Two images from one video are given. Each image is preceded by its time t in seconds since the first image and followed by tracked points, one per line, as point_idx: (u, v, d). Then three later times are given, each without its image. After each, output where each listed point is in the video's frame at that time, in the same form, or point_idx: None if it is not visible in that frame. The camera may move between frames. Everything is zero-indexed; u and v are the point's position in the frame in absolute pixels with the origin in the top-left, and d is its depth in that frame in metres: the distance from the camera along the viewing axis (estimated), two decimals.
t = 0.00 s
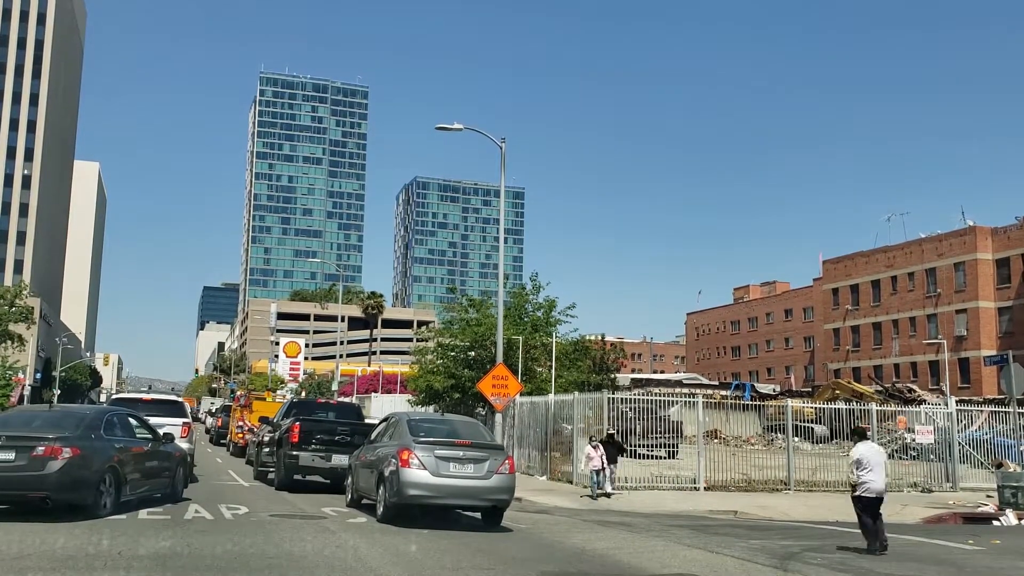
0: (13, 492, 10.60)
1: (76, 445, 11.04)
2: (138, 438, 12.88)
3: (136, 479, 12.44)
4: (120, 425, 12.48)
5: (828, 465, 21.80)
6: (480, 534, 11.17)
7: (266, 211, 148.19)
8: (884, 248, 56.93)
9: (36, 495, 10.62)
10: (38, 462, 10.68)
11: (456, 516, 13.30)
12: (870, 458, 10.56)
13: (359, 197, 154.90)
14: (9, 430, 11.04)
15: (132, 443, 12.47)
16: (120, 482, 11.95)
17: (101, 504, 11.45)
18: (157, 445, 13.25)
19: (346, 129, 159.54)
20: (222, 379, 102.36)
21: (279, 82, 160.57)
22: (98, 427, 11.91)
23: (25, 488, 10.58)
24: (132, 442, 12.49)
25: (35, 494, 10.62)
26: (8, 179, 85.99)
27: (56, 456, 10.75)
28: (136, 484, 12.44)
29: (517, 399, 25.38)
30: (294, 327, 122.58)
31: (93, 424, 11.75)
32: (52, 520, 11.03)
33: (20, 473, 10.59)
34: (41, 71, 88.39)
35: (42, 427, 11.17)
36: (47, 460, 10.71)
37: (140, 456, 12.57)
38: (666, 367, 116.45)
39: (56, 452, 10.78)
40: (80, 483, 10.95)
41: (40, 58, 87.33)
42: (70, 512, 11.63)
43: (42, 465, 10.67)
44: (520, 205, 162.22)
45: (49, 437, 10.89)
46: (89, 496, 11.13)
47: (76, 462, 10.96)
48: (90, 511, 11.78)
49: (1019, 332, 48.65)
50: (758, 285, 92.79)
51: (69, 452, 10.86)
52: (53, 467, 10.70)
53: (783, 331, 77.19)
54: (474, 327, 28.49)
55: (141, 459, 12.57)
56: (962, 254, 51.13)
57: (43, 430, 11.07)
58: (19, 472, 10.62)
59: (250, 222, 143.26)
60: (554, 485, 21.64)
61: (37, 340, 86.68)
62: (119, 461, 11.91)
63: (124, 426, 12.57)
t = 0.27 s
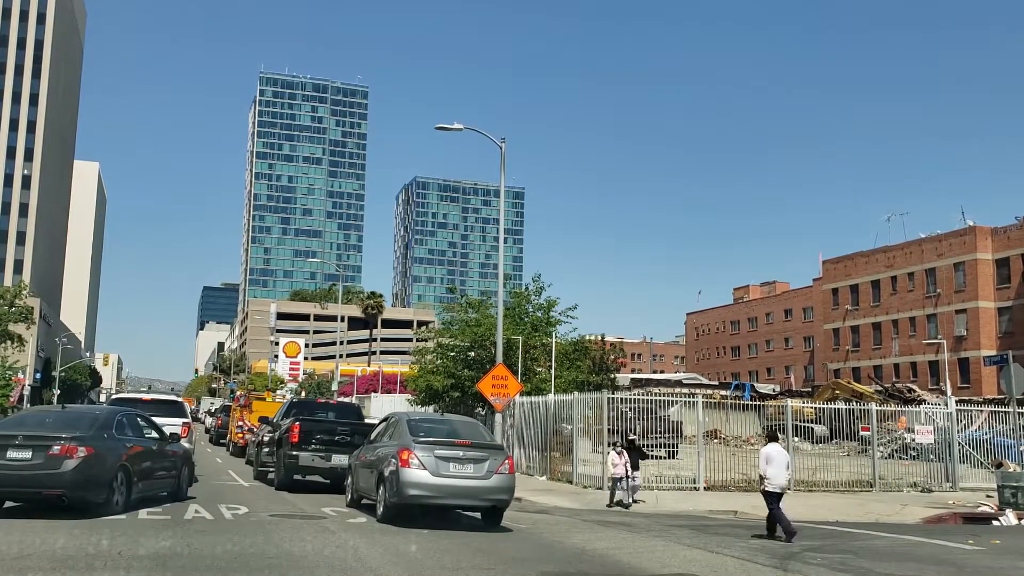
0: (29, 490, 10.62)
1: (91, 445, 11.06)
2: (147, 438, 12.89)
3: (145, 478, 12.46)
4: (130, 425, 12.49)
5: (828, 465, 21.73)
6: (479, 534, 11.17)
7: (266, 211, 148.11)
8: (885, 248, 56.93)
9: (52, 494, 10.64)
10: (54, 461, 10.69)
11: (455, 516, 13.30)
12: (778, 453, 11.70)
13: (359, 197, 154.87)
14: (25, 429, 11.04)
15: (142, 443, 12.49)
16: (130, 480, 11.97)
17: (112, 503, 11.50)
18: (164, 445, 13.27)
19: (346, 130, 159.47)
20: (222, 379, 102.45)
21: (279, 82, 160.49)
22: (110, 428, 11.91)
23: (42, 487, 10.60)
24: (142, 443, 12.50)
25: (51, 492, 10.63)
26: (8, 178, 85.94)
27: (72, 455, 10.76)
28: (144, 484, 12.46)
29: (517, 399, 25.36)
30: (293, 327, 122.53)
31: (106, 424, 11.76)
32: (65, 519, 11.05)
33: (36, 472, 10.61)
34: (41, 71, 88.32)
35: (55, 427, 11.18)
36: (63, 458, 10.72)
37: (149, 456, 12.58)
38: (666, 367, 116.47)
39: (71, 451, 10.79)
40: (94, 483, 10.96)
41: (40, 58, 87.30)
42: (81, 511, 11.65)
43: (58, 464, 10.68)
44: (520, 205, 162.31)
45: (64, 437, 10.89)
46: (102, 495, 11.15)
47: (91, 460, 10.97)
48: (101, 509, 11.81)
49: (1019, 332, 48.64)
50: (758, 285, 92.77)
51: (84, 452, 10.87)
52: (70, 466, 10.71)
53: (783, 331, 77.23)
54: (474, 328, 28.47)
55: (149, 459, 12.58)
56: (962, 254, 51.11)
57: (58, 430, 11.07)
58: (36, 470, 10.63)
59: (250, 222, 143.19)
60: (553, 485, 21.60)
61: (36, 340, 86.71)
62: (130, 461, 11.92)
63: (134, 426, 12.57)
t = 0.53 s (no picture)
0: (31, 490, 10.63)
1: (93, 445, 11.06)
2: (148, 438, 12.87)
3: (146, 478, 12.46)
4: (132, 426, 12.49)
5: (828, 465, 21.71)
6: (479, 534, 11.17)
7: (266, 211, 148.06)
8: (885, 248, 56.94)
9: (53, 494, 10.64)
10: (57, 461, 10.69)
11: (456, 516, 13.30)
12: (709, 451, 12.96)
13: (359, 197, 154.87)
14: (28, 429, 11.06)
15: (143, 442, 12.47)
16: (131, 480, 11.95)
17: (113, 502, 11.49)
18: (165, 445, 13.26)
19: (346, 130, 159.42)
20: (223, 379, 102.48)
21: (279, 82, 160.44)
22: (110, 427, 11.90)
23: (43, 486, 10.61)
24: (142, 443, 12.49)
25: (53, 491, 10.63)
26: (8, 178, 85.90)
27: (73, 455, 10.76)
28: (146, 483, 12.44)
29: (517, 399, 25.36)
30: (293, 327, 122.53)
31: (107, 424, 11.76)
32: (67, 518, 11.06)
33: (38, 473, 10.62)
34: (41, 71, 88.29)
35: (58, 427, 11.19)
36: (65, 458, 10.72)
37: (150, 456, 12.58)
38: (667, 367, 116.46)
39: (73, 451, 10.80)
40: (95, 482, 10.96)
41: (40, 58, 87.27)
42: (82, 511, 11.64)
43: (60, 463, 10.69)
44: (521, 205, 162.32)
45: (66, 437, 10.90)
46: (103, 495, 11.15)
47: (93, 460, 10.98)
48: (102, 508, 11.80)
49: (1019, 332, 48.61)
50: (758, 285, 92.77)
51: (86, 452, 10.88)
52: (72, 466, 10.72)
53: (783, 331, 77.21)
54: (474, 327, 28.46)
55: (150, 459, 12.57)
56: (962, 254, 51.12)
57: (60, 430, 11.09)
58: (38, 470, 10.64)
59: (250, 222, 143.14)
60: (553, 485, 21.61)
61: (37, 340, 86.74)
62: (131, 460, 11.92)
63: (135, 426, 12.55)
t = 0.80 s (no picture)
0: (30, 491, 10.63)
1: (92, 445, 11.06)
2: (148, 439, 12.87)
3: (147, 479, 12.49)
4: (131, 426, 12.46)
5: (828, 465, 21.73)
6: (479, 534, 11.16)
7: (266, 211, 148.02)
8: (884, 247, 56.94)
9: (52, 493, 10.65)
10: (57, 461, 10.72)
11: (455, 516, 13.31)
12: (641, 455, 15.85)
13: (360, 197, 154.89)
14: (29, 429, 11.06)
15: (143, 443, 12.43)
16: (131, 480, 11.95)
17: (113, 503, 11.48)
18: (166, 445, 13.27)
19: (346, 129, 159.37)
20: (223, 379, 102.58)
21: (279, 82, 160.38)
22: (111, 428, 11.90)
23: (41, 486, 10.63)
24: (142, 443, 12.47)
25: (53, 491, 10.65)
26: (8, 179, 85.87)
27: (73, 455, 10.77)
28: (146, 484, 12.45)
29: (517, 398, 25.37)
30: (293, 326, 122.53)
31: (107, 424, 11.76)
32: (67, 518, 11.07)
33: (37, 472, 10.63)
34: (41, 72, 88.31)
35: (58, 427, 11.20)
36: (65, 458, 10.74)
37: (150, 456, 12.60)
38: (667, 367, 116.48)
39: (72, 451, 10.81)
40: (95, 482, 10.97)
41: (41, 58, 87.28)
42: (81, 511, 11.64)
43: (60, 463, 10.70)
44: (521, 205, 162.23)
45: (66, 437, 10.92)
46: (103, 495, 11.15)
47: (93, 460, 10.99)
48: (102, 508, 11.80)
49: (1019, 332, 48.63)
50: (759, 285, 92.87)
51: (86, 452, 10.88)
52: (71, 466, 10.73)
53: (783, 331, 77.22)
54: (474, 327, 28.49)
55: (150, 459, 12.55)
56: (962, 254, 51.14)
57: (60, 430, 11.10)
58: (37, 470, 10.65)
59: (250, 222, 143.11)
60: (553, 485, 21.62)
61: (37, 340, 86.78)
62: (131, 461, 11.91)
63: (135, 426, 12.55)
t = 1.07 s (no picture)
0: (31, 491, 10.63)
1: (93, 445, 11.06)
2: (149, 438, 12.87)
3: (147, 478, 12.50)
4: (132, 426, 12.46)
5: (828, 465, 21.74)
6: (479, 534, 11.16)
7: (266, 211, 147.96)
8: (884, 247, 56.94)
9: (54, 493, 10.65)
10: (58, 460, 10.71)
11: (455, 516, 13.32)
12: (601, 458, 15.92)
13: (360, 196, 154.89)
14: (29, 429, 11.05)
15: (143, 443, 12.43)
16: (132, 479, 11.95)
17: (114, 502, 11.48)
18: (166, 445, 13.27)
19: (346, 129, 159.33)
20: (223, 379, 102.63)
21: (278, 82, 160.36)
22: (112, 427, 11.89)
23: (43, 486, 10.63)
24: (143, 442, 12.47)
25: (55, 491, 10.64)
26: (8, 179, 85.82)
27: (75, 455, 10.78)
28: (147, 483, 12.44)
29: (517, 398, 25.38)
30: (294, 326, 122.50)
31: (107, 424, 11.76)
32: (67, 519, 11.06)
33: (39, 472, 10.62)
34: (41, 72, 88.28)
35: (59, 427, 11.19)
36: (66, 458, 10.74)
37: (151, 456, 12.59)
38: (666, 367, 116.50)
39: (74, 450, 10.81)
40: (96, 482, 10.97)
41: (41, 58, 87.26)
42: (82, 511, 11.64)
43: (62, 463, 10.70)
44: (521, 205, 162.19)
45: (67, 437, 10.92)
46: (104, 494, 11.16)
47: (94, 460, 11.00)
48: (103, 508, 11.80)
49: (1019, 332, 48.60)
50: (759, 285, 92.89)
51: (87, 451, 10.89)
52: (73, 465, 10.73)
53: (783, 330, 77.24)
54: (473, 327, 28.50)
55: (150, 458, 12.55)
56: (962, 254, 51.13)
57: (60, 430, 11.10)
58: (39, 470, 10.65)
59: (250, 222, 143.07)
60: (553, 485, 21.60)
61: (37, 340, 86.80)
62: (131, 461, 11.91)
63: (135, 426, 12.54)
